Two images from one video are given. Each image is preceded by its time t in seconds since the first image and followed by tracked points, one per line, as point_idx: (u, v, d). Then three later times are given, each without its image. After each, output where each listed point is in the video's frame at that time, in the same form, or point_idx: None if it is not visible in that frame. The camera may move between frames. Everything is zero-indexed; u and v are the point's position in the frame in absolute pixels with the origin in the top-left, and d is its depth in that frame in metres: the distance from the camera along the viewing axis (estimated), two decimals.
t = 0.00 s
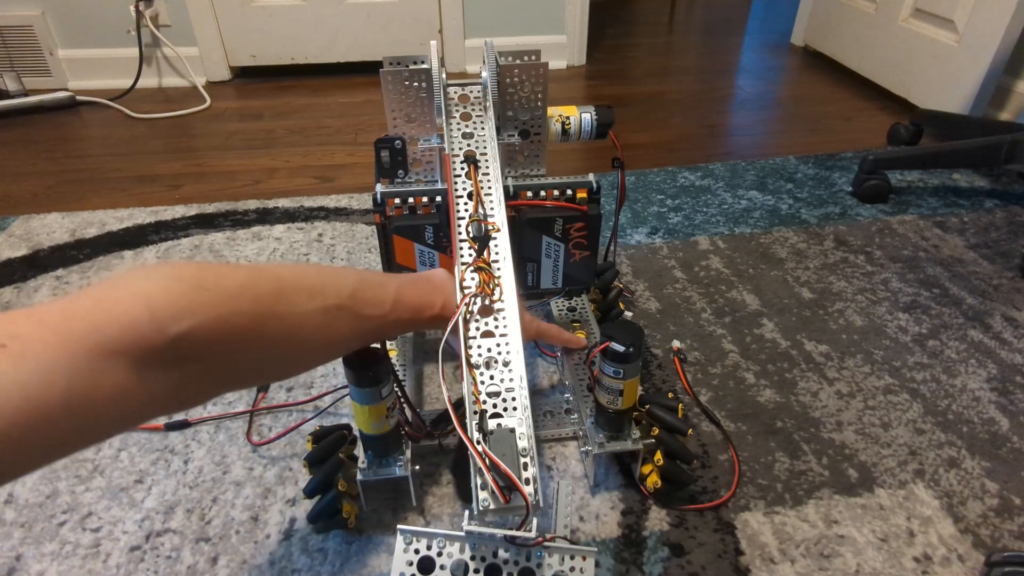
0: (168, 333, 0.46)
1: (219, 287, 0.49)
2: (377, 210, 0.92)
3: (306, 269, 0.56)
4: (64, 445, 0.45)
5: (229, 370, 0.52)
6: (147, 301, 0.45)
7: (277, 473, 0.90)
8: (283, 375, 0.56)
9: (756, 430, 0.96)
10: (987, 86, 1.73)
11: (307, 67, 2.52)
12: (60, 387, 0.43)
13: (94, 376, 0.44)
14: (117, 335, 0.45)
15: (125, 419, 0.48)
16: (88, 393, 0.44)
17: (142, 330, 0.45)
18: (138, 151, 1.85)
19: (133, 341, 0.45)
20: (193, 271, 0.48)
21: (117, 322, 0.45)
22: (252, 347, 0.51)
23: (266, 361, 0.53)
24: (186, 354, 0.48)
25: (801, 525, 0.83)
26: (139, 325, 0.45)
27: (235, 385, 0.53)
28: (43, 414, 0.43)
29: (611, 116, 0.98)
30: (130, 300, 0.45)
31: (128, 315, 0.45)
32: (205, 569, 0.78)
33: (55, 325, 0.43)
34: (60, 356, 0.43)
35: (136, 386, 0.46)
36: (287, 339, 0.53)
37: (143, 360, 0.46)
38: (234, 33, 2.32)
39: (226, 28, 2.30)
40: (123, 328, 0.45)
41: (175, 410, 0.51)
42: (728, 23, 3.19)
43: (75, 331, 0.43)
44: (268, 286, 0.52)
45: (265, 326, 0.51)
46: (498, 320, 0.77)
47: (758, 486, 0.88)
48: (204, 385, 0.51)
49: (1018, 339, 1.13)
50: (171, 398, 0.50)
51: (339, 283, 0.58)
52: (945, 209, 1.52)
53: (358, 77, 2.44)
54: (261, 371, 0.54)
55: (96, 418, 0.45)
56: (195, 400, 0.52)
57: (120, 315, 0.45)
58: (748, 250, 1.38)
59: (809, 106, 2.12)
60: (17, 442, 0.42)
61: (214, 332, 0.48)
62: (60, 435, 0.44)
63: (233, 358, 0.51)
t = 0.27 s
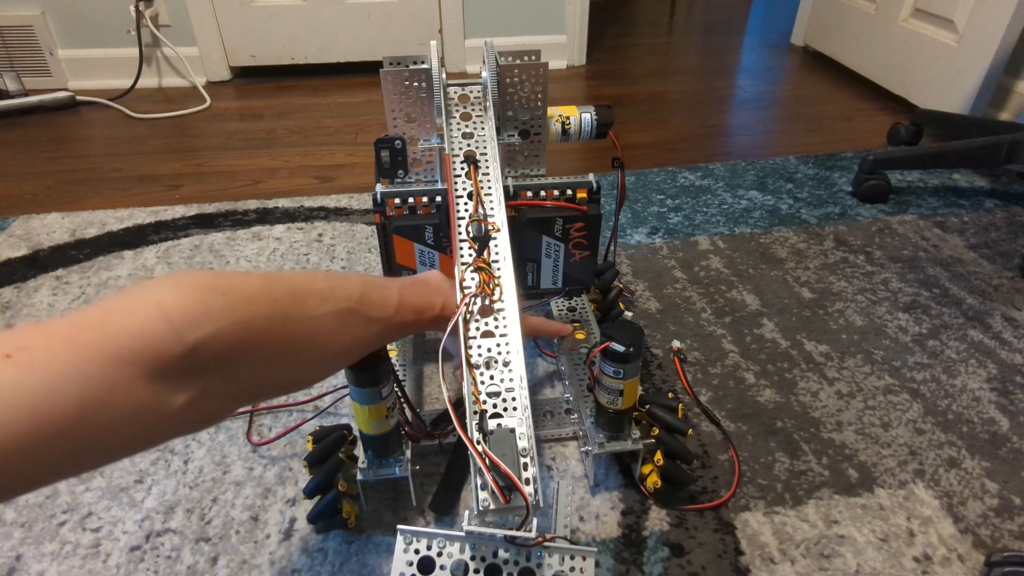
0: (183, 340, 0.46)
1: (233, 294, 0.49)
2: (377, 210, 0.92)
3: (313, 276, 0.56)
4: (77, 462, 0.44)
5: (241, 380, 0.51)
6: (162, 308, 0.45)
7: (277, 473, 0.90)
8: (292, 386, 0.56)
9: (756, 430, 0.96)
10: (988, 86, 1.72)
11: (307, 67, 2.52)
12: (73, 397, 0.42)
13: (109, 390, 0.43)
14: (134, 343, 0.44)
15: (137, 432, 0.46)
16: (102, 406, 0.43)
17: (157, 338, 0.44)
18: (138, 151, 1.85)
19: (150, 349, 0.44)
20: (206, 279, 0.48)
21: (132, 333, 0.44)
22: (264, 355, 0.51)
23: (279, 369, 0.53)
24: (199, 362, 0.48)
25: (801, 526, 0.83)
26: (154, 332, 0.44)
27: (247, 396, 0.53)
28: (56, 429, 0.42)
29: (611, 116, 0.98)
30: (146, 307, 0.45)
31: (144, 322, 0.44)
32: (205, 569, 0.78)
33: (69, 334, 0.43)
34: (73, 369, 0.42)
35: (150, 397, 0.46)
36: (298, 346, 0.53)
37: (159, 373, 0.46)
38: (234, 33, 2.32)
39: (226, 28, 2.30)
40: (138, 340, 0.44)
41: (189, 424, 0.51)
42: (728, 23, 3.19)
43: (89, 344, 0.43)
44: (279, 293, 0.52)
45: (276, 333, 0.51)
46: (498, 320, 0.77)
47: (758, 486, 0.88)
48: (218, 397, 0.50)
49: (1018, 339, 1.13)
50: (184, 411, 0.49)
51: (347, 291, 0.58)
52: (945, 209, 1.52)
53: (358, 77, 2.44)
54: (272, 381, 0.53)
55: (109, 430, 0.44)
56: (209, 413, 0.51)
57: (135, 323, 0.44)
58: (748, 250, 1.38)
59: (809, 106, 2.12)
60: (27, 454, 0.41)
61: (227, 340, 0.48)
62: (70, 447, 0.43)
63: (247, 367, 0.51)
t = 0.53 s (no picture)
0: (181, 341, 0.46)
1: (230, 295, 0.49)
2: (377, 210, 0.92)
3: (310, 277, 0.57)
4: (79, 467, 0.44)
5: (242, 381, 0.51)
6: (160, 309, 0.45)
7: (277, 473, 0.90)
8: (292, 387, 0.56)
9: (756, 430, 0.96)
10: (988, 86, 1.72)
11: (307, 67, 2.52)
12: (74, 400, 0.42)
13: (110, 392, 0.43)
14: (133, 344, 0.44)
15: (138, 436, 0.46)
16: (102, 409, 0.43)
17: (156, 339, 0.45)
18: (138, 151, 1.85)
19: (150, 349, 0.45)
20: (203, 281, 0.49)
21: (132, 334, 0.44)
22: (263, 356, 0.51)
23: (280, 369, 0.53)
24: (199, 363, 0.48)
25: (801, 526, 0.83)
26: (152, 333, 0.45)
27: (249, 398, 0.53)
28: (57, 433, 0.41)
29: (611, 116, 0.98)
30: (144, 310, 0.45)
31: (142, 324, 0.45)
32: (205, 569, 0.78)
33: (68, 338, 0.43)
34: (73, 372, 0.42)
35: (152, 398, 0.45)
36: (297, 346, 0.54)
37: (158, 375, 0.46)
38: (235, 33, 2.32)
39: (226, 28, 2.30)
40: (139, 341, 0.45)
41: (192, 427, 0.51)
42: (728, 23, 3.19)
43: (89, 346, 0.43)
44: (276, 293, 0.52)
45: (275, 334, 0.52)
46: (498, 319, 0.77)
47: (758, 486, 0.88)
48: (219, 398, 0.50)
49: (1018, 339, 1.13)
50: (186, 414, 0.49)
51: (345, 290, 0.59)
52: (945, 209, 1.52)
53: (358, 77, 2.44)
54: (272, 382, 0.53)
55: (109, 435, 0.44)
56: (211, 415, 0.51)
57: (133, 325, 0.45)
58: (748, 250, 1.38)
59: (809, 106, 2.12)
60: (27, 460, 0.41)
61: (226, 340, 0.48)
62: (71, 453, 0.43)
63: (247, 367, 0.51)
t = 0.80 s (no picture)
0: (177, 340, 0.46)
1: (226, 295, 0.49)
2: (377, 210, 0.92)
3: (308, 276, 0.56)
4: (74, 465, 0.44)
5: (238, 379, 0.51)
6: (157, 309, 0.45)
7: (277, 473, 0.90)
8: (290, 384, 0.56)
9: (756, 430, 0.96)
10: (988, 86, 1.72)
11: (307, 67, 2.52)
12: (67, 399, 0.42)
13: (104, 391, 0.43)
14: (128, 346, 0.44)
15: (130, 434, 0.46)
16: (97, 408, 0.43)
17: (154, 339, 0.45)
18: (138, 151, 1.85)
19: (145, 350, 0.44)
20: (201, 281, 0.49)
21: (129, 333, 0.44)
22: (260, 354, 0.51)
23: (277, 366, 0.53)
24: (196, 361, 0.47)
25: (801, 526, 0.83)
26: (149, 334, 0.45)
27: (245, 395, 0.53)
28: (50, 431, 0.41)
29: (610, 116, 0.98)
30: (141, 312, 0.45)
31: (140, 325, 0.45)
32: (205, 569, 0.78)
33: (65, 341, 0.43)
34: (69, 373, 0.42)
35: (145, 399, 0.45)
36: (294, 345, 0.53)
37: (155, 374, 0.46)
38: (235, 33, 2.32)
39: (226, 28, 2.30)
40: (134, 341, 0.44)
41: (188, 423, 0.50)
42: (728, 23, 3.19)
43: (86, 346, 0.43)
44: (273, 294, 0.52)
45: (271, 333, 0.51)
46: (498, 319, 0.77)
47: (758, 486, 0.88)
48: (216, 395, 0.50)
49: (1018, 339, 1.13)
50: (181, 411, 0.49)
51: (343, 290, 0.58)
52: (945, 209, 1.52)
53: (358, 77, 2.44)
54: (268, 382, 0.53)
55: (102, 434, 0.44)
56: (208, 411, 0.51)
57: (127, 326, 0.44)
58: (748, 250, 1.38)
59: (808, 106, 2.12)
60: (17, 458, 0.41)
61: (218, 340, 0.48)
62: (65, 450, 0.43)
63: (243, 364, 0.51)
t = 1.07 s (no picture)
0: None
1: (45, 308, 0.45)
2: (377, 210, 0.92)
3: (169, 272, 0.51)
4: None
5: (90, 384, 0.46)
6: None
7: (277, 473, 0.90)
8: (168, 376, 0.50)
9: (756, 430, 0.96)
10: (988, 85, 1.72)
11: (307, 67, 2.52)
12: None
13: None
14: None
15: None
16: None
17: None
18: (138, 151, 1.85)
19: None
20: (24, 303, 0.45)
21: None
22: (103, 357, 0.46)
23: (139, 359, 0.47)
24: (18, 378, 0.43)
25: (801, 526, 0.83)
26: (29, 369, 0.43)
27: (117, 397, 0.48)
28: None
29: (611, 116, 0.98)
30: None
31: (19, 359, 0.42)
32: (205, 569, 0.78)
33: None
34: None
35: None
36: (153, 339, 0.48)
37: None
38: (235, 33, 2.32)
39: (227, 28, 2.30)
40: None
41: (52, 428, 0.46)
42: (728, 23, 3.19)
43: None
44: (184, 313, 0.49)
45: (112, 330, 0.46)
46: (498, 319, 0.78)
47: (758, 486, 0.88)
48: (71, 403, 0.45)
49: (1018, 339, 1.13)
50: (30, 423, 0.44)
51: (276, 294, 0.54)
52: (945, 209, 1.52)
53: (358, 77, 2.44)
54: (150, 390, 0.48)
55: None
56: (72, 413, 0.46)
57: None
58: (748, 250, 1.38)
59: (809, 106, 2.12)
60: None
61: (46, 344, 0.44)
62: None
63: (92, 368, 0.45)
